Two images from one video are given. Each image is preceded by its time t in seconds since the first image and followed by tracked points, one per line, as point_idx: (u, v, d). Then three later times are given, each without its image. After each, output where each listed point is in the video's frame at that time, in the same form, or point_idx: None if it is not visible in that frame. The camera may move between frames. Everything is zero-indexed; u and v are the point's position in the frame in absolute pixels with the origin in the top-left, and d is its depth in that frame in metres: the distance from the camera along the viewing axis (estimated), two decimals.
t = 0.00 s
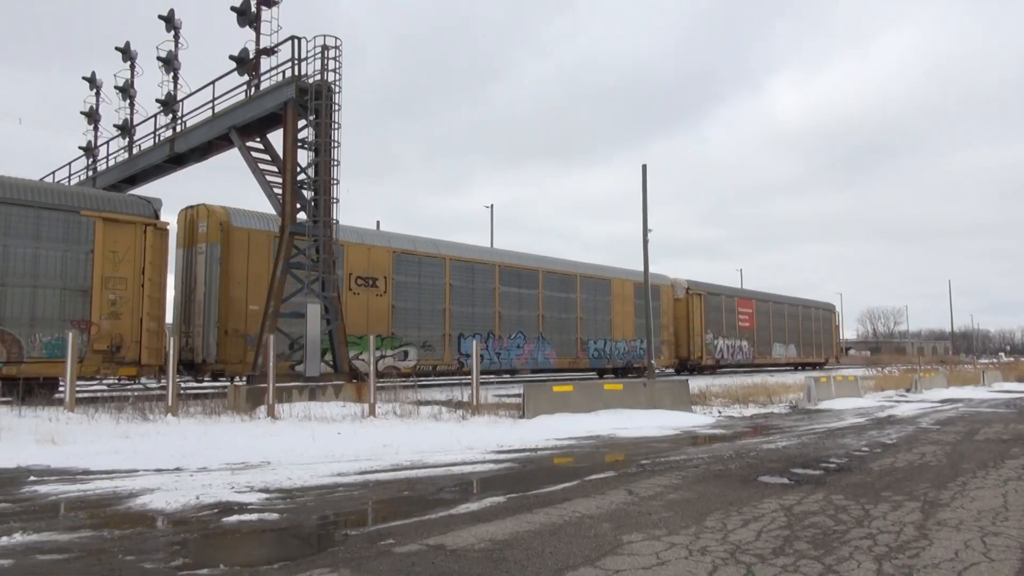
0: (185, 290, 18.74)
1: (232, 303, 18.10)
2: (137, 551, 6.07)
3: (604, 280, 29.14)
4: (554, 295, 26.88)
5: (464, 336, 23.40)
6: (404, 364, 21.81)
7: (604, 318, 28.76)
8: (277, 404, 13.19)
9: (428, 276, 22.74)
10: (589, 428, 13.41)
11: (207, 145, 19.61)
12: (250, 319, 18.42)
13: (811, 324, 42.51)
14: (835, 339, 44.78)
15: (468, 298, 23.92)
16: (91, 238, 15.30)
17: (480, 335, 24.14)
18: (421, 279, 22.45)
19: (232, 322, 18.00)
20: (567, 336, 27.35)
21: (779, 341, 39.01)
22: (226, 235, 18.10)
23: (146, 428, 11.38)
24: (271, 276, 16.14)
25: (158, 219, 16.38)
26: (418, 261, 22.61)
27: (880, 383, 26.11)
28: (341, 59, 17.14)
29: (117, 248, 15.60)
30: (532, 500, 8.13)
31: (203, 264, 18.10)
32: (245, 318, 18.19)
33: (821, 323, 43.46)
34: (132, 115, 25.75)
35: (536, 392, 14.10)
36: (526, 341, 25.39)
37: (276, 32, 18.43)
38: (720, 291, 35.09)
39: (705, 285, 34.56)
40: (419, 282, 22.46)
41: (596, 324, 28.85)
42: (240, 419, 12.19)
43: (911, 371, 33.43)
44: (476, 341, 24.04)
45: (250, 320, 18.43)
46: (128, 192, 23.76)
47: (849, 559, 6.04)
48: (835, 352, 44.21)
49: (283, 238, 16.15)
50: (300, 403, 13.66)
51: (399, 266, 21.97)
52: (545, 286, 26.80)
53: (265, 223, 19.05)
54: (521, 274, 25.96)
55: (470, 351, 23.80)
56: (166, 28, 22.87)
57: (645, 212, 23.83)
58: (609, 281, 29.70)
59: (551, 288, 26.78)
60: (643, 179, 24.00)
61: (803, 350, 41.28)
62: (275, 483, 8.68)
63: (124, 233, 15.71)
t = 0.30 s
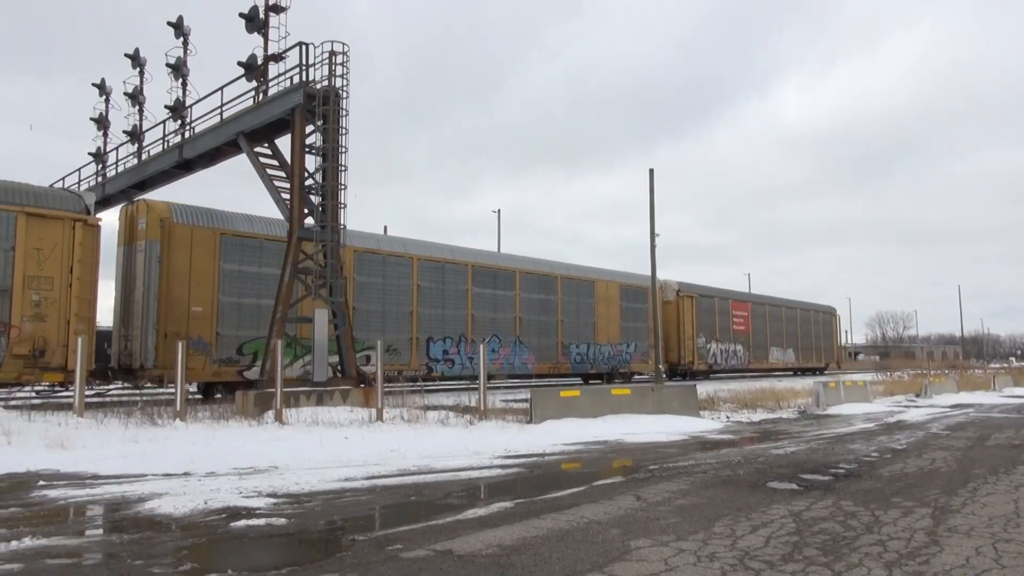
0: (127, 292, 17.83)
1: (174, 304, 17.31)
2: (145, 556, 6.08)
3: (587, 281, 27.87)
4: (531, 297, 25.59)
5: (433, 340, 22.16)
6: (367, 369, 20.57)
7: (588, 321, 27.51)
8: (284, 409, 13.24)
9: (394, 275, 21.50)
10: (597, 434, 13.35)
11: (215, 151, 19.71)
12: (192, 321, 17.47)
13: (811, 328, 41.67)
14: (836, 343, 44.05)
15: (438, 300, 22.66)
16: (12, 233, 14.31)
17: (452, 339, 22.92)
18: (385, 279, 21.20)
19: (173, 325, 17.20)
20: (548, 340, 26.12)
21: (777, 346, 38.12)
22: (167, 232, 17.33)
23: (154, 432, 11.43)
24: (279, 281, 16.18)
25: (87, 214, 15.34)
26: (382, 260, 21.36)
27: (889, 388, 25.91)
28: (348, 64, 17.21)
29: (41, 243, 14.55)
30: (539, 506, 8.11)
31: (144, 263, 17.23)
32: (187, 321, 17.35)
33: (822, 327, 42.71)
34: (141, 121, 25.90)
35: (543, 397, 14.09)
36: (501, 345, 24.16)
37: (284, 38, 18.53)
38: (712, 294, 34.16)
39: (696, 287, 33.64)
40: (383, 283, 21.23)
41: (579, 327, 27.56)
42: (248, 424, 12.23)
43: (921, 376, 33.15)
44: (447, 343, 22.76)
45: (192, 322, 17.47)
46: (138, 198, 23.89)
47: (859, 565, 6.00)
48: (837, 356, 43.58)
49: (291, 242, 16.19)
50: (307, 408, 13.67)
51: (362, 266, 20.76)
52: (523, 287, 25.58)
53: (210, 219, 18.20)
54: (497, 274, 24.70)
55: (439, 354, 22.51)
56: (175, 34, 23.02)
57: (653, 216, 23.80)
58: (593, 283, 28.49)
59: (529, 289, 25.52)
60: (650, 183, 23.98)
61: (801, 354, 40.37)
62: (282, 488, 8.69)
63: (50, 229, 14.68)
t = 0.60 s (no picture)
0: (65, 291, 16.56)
1: (115, 305, 16.05)
2: (163, 559, 6.13)
3: (574, 283, 26.89)
4: (511, 299, 24.64)
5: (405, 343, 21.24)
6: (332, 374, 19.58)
7: (574, 324, 26.51)
8: (300, 413, 13.31)
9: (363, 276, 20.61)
10: (611, 438, 13.30)
11: (231, 157, 19.87)
12: (135, 323, 16.24)
13: (817, 330, 40.82)
14: (844, 347, 43.30)
15: (410, 301, 21.72)
16: None
17: (426, 342, 22.07)
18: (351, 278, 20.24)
19: (112, 328, 15.94)
20: (531, 344, 25.18)
21: (780, 349, 37.28)
22: (107, 227, 16.11)
23: (172, 436, 11.55)
24: (294, 286, 16.27)
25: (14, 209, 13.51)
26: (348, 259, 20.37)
27: (908, 393, 25.63)
28: (363, 70, 17.30)
29: None
30: (554, 511, 8.09)
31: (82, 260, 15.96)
32: (129, 323, 16.12)
33: (830, 330, 41.93)
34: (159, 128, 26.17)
35: (558, 401, 14.06)
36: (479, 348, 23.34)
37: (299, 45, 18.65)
38: (710, 295, 33.16)
39: (694, 288, 32.67)
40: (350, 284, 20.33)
41: (566, 330, 26.61)
42: (264, 428, 12.31)
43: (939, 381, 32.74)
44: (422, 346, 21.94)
45: (136, 324, 16.25)
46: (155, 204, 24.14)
47: (878, 572, 5.94)
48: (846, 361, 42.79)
49: (306, 248, 16.27)
50: (322, 413, 13.72)
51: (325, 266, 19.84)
52: (504, 288, 24.64)
53: (156, 213, 16.96)
54: (477, 275, 23.80)
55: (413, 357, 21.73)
56: (191, 42, 23.24)
57: (667, 220, 23.73)
58: (581, 284, 27.51)
59: (511, 290, 24.60)
60: (664, 186, 23.91)
61: (806, 358, 39.50)
62: (298, 492, 8.72)
63: None
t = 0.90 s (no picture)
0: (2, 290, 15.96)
1: (52, 305, 15.47)
2: (185, 561, 6.18)
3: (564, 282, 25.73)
4: (496, 300, 23.56)
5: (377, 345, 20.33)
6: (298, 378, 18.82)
7: (564, 326, 25.40)
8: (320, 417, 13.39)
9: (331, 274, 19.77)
10: (632, 443, 13.24)
11: (252, 163, 20.07)
12: (74, 324, 15.67)
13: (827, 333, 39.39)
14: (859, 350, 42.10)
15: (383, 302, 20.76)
16: None
17: (401, 345, 21.05)
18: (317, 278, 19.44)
19: (49, 329, 15.34)
20: (518, 347, 24.08)
21: (789, 353, 35.95)
22: (45, 224, 15.50)
23: (195, 439, 11.68)
24: (314, 290, 16.38)
25: None
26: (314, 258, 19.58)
27: (933, 398, 25.23)
28: (381, 76, 17.40)
29: None
30: (574, 515, 8.06)
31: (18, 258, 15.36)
32: (68, 324, 15.53)
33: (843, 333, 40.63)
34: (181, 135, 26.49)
35: (577, 406, 14.02)
36: (460, 351, 22.17)
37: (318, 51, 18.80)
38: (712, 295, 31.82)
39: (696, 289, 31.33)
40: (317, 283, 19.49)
41: (557, 331, 25.42)
42: (285, 431, 12.40)
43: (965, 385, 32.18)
44: (396, 350, 20.84)
45: (75, 326, 15.68)
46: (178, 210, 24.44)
47: None
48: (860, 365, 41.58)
49: (325, 252, 16.38)
50: (343, 417, 13.77)
51: (289, 265, 19.06)
52: (487, 288, 23.58)
53: (101, 209, 16.40)
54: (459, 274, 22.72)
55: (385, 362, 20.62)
56: (213, 49, 23.52)
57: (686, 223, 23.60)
58: (572, 284, 26.35)
59: (494, 291, 23.52)
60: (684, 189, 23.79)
61: (817, 361, 38.09)
62: (319, 495, 8.76)
63: None
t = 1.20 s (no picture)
0: None
1: None
2: (205, 561, 6.24)
3: (549, 280, 24.79)
4: (474, 298, 22.64)
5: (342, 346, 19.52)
6: (252, 380, 17.94)
7: (548, 325, 24.41)
8: (338, 417, 13.48)
9: (292, 270, 18.98)
10: (650, 445, 13.19)
11: (271, 166, 20.22)
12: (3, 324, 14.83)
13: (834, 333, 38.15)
14: (870, 351, 40.96)
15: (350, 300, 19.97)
16: None
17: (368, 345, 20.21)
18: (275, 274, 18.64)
19: None
20: (499, 347, 23.16)
21: (794, 353, 34.80)
22: None
23: (215, 439, 11.81)
24: (332, 291, 16.46)
25: None
26: (272, 253, 18.75)
27: (955, 399, 24.89)
28: (399, 78, 17.48)
29: None
30: (591, 517, 8.03)
31: None
32: None
33: (851, 333, 39.44)
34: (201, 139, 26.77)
35: (594, 407, 14.00)
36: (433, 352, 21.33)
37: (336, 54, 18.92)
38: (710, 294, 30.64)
39: (693, 287, 30.14)
40: (275, 279, 18.67)
41: (543, 331, 24.46)
42: (303, 432, 12.49)
43: (989, 387, 31.68)
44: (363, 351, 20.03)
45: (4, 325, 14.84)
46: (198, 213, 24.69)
47: None
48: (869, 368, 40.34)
49: (343, 254, 16.45)
50: (360, 418, 13.83)
51: (244, 260, 18.24)
52: (464, 286, 22.60)
53: (33, 200, 15.46)
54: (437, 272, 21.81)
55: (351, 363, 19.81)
56: (232, 53, 23.74)
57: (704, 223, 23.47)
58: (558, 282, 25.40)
59: (471, 288, 22.54)
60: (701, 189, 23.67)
61: (823, 362, 36.86)
62: (337, 496, 8.81)
63: None
